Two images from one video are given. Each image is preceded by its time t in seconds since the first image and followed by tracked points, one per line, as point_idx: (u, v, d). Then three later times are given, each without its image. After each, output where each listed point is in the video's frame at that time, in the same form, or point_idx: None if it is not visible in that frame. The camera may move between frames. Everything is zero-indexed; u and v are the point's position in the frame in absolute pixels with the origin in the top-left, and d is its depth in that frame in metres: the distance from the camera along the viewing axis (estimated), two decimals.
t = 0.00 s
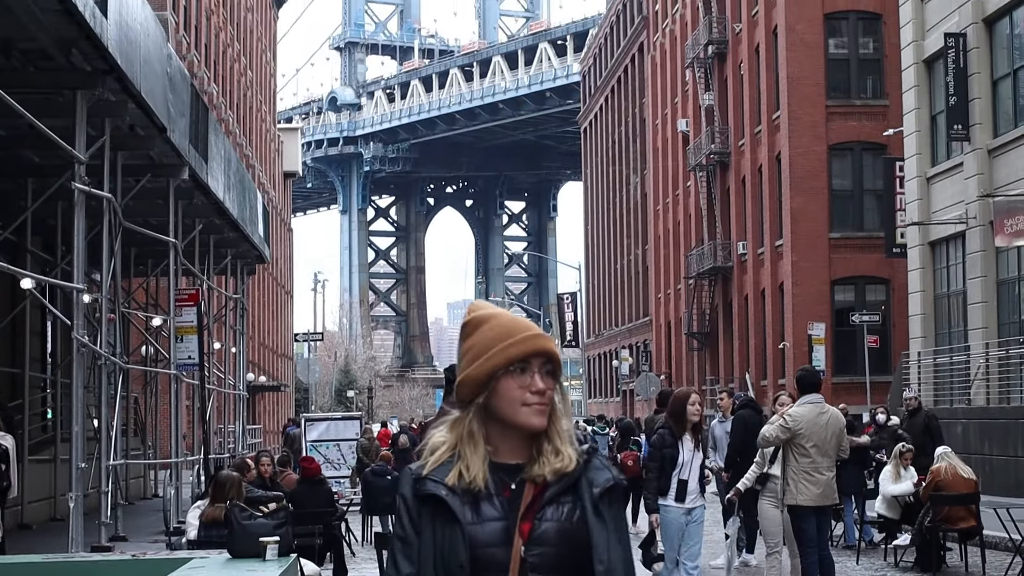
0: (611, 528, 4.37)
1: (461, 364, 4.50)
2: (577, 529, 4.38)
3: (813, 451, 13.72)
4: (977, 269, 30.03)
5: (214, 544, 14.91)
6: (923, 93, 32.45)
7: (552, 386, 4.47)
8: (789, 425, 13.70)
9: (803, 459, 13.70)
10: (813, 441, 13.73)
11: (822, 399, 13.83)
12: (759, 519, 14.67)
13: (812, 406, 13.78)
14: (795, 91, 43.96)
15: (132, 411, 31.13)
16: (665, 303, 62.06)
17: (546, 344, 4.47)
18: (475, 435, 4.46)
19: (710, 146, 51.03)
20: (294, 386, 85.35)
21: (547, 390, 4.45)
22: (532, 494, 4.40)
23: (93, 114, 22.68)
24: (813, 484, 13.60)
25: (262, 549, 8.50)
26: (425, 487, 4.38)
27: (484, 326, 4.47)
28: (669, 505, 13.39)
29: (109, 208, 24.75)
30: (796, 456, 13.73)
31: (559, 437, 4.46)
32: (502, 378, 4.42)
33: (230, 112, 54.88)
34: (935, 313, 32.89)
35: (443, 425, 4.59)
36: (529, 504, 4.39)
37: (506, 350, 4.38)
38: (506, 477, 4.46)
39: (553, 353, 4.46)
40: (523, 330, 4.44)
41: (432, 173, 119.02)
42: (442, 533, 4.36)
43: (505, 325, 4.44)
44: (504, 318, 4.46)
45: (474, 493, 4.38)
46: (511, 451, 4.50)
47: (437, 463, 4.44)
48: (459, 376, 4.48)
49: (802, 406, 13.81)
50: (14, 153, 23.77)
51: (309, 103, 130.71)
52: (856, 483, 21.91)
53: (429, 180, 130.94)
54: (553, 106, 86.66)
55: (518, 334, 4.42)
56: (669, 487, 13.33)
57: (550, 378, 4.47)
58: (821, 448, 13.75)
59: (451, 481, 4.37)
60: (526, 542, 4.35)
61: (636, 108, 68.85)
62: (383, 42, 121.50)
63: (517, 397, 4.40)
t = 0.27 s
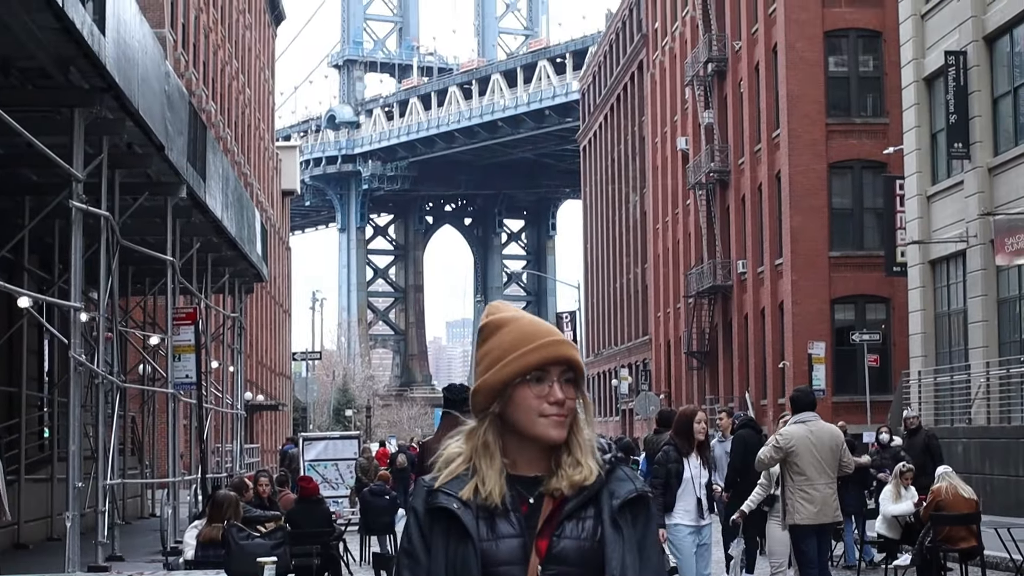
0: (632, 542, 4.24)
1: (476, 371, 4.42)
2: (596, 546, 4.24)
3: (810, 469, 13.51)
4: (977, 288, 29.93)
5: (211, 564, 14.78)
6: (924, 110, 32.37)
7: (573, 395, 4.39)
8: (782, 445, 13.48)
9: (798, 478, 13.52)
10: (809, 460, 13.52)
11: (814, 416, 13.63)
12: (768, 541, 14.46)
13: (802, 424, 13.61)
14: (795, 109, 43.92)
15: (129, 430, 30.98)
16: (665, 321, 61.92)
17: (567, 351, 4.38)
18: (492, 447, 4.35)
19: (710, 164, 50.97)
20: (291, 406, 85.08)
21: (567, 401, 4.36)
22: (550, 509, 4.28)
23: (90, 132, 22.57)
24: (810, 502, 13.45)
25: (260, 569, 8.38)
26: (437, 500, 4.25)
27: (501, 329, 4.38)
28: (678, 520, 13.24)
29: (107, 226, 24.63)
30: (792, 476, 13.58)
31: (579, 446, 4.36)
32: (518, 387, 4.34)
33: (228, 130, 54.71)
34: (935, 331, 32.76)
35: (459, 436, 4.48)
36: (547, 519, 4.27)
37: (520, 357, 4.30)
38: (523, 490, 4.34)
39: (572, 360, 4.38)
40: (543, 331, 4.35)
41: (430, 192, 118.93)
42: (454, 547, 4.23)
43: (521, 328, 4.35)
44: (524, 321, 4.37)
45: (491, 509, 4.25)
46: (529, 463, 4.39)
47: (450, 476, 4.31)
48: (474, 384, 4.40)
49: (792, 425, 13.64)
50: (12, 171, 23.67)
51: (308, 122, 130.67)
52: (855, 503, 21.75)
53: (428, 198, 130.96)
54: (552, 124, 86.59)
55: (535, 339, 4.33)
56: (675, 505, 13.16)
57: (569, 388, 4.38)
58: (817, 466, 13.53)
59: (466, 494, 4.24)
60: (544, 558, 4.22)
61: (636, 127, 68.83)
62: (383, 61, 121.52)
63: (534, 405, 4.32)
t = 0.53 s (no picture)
0: None
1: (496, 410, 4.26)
2: None
3: (810, 499, 13.33)
4: (978, 315, 29.83)
5: None
6: (923, 137, 32.34)
7: (602, 437, 4.22)
8: (781, 475, 13.34)
9: (799, 508, 13.38)
10: (809, 489, 13.34)
11: (817, 445, 13.46)
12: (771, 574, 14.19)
13: (804, 452, 13.43)
14: (795, 135, 43.96)
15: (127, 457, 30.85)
16: (664, 348, 61.86)
17: (597, 391, 4.21)
18: (515, 492, 4.15)
19: (709, 191, 51.04)
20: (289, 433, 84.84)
21: (595, 443, 4.19)
22: (582, 559, 4.11)
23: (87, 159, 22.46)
24: (811, 532, 13.32)
25: None
26: (462, 550, 4.00)
27: (522, 366, 4.21)
28: (688, 549, 13.06)
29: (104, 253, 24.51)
30: (793, 504, 13.44)
31: (611, 491, 4.20)
32: (542, 426, 4.17)
33: (225, 156, 54.65)
34: (935, 359, 32.65)
35: (480, 478, 4.28)
36: (579, 573, 4.09)
37: (544, 394, 4.13)
38: (552, 539, 4.16)
39: (599, 399, 4.21)
40: (568, 366, 4.19)
41: (429, 219, 118.92)
42: None
43: (544, 363, 4.18)
44: (547, 357, 4.20)
45: (519, 558, 4.03)
46: (557, 509, 4.22)
47: (476, 522, 4.07)
48: (495, 423, 4.23)
49: (794, 453, 13.49)
50: (10, 198, 23.57)
51: (306, 149, 130.74)
52: (857, 531, 21.62)
53: (426, 225, 131.04)
54: (551, 151, 86.63)
55: (560, 375, 4.16)
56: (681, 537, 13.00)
57: (596, 428, 4.22)
58: (817, 494, 13.35)
59: (492, 544, 4.00)
60: None
61: (634, 154, 68.87)
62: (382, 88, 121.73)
63: (559, 446, 4.15)
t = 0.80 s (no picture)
0: None
1: (519, 435, 4.21)
2: None
3: (824, 539, 13.26)
4: (978, 351, 29.79)
5: None
6: (923, 172, 32.38)
7: (630, 460, 4.14)
8: (795, 514, 13.28)
9: (812, 549, 13.29)
10: (824, 529, 13.28)
11: (831, 483, 13.41)
12: None
13: (820, 491, 13.36)
14: (795, 170, 44.08)
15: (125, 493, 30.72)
16: (664, 384, 61.71)
17: (623, 413, 4.14)
18: (539, 524, 4.08)
19: (709, 227, 51.12)
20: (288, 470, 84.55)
21: (623, 466, 4.11)
22: None
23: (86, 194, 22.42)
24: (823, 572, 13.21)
25: None
26: None
27: (543, 391, 4.14)
28: None
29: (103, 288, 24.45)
30: (805, 545, 13.36)
31: (642, 518, 4.14)
32: (567, 452, 4.10)
33: (225, 191, 54.60)
34: (935, 395, 32.58)
35: (503, 508, 4.21)
36: None
37: (567, 420, 4.07)
38: (582, 572, 4.09)
39: (625, 421, 4.14)
40: (590, 391, 4.12)
41: (428, 255, 118.90)
42: None
43: (565, 388, 4.12)
44: (570, 382, 4.13)
45: None
46: (586, 541, 4.14)
47: (504, 559, 4.00)
48: (515, 452, 4.16)
49: (809, 492, 13.41)
50: (10, 233, 23.57)
51: (305, 185, 130.88)
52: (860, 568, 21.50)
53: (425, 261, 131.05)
54: (550, 186, 86.71)
55: (584, 398, 4.10)
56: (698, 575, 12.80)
57: (625, 451, 4.14)
58: (831, 535, 13.28)
59: None
60: None
61: (635, 189, 68.97)
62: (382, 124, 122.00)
63: (586, 473, 4.08)
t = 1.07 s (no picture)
0: None
1: (547, 465, 3.84)
2: None
3: (834, 573, 13.10)
4: (978, 387, 29.76)
5: None
6: (922, 208, 32.46)
7: (669, 489, 3.77)
8: (807, 548, 13.21)
9: None
10: (835, 563, 13.14)
11: (843, 520, 13.36)
12: None
13: (832, 527, 13.29)
14: (794, 206, 44.19)
15: (125, 528, 30.65)
16: (662, 420, 61.64)
17: (661, 440, 3.78)
18: (568, 556, 3.69)
19: (708, 262, 51.24)
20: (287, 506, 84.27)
21: (662, 498, 3.73)
22: None
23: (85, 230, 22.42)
24: None
25: None
26: None
27: (572, 419, 3.77)
28: None
29: (103, 323, 24.42)
30: None
31: (678, 552, 3.77)
32: (600, 481, 3.73)
33: (224, 227, 54.58)
34: (935, 430, 32.51)
35: (529, 542, 3.82)
36: None
37: (598, 447, 3.71)
38: None
39: (662, 448, 3.78)
40: (624, 415, 3.76)
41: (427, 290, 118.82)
42: None
43: (598, 412, 3.75)
44: (602, 404, 3.77)
45: None
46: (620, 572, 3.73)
47: None
48: (545, 481, 3.79)
49: (821, 528, 13.34)
50: (11, 269, 23.64)
51: (304, 221, 131.02)
52: None
53: (424, 297, 131.02)
54: (550, 222, 86.77)
55: (618, 423, 3.74)
56: None
57: (662, 480, 3.77)
58: (841, 568, 13.14)
59: None
60: None
61: (634, 225, 69.00)
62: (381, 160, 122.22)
63: (621, 504, 3.70)
